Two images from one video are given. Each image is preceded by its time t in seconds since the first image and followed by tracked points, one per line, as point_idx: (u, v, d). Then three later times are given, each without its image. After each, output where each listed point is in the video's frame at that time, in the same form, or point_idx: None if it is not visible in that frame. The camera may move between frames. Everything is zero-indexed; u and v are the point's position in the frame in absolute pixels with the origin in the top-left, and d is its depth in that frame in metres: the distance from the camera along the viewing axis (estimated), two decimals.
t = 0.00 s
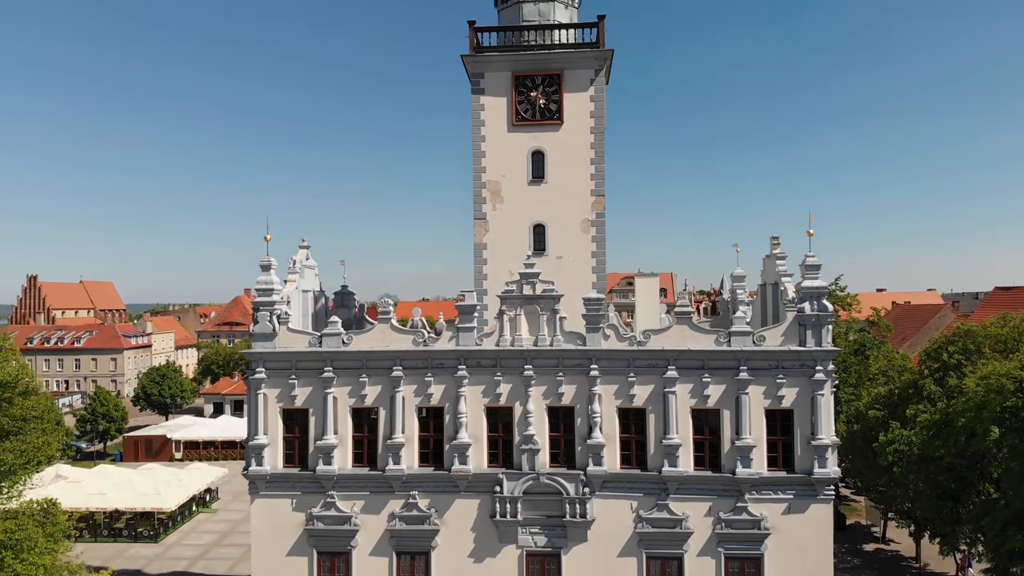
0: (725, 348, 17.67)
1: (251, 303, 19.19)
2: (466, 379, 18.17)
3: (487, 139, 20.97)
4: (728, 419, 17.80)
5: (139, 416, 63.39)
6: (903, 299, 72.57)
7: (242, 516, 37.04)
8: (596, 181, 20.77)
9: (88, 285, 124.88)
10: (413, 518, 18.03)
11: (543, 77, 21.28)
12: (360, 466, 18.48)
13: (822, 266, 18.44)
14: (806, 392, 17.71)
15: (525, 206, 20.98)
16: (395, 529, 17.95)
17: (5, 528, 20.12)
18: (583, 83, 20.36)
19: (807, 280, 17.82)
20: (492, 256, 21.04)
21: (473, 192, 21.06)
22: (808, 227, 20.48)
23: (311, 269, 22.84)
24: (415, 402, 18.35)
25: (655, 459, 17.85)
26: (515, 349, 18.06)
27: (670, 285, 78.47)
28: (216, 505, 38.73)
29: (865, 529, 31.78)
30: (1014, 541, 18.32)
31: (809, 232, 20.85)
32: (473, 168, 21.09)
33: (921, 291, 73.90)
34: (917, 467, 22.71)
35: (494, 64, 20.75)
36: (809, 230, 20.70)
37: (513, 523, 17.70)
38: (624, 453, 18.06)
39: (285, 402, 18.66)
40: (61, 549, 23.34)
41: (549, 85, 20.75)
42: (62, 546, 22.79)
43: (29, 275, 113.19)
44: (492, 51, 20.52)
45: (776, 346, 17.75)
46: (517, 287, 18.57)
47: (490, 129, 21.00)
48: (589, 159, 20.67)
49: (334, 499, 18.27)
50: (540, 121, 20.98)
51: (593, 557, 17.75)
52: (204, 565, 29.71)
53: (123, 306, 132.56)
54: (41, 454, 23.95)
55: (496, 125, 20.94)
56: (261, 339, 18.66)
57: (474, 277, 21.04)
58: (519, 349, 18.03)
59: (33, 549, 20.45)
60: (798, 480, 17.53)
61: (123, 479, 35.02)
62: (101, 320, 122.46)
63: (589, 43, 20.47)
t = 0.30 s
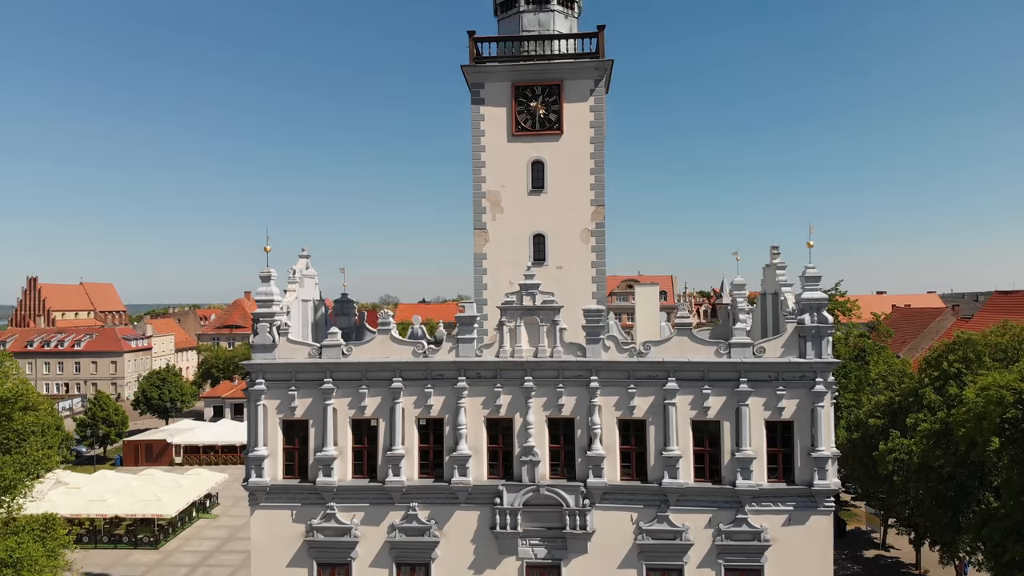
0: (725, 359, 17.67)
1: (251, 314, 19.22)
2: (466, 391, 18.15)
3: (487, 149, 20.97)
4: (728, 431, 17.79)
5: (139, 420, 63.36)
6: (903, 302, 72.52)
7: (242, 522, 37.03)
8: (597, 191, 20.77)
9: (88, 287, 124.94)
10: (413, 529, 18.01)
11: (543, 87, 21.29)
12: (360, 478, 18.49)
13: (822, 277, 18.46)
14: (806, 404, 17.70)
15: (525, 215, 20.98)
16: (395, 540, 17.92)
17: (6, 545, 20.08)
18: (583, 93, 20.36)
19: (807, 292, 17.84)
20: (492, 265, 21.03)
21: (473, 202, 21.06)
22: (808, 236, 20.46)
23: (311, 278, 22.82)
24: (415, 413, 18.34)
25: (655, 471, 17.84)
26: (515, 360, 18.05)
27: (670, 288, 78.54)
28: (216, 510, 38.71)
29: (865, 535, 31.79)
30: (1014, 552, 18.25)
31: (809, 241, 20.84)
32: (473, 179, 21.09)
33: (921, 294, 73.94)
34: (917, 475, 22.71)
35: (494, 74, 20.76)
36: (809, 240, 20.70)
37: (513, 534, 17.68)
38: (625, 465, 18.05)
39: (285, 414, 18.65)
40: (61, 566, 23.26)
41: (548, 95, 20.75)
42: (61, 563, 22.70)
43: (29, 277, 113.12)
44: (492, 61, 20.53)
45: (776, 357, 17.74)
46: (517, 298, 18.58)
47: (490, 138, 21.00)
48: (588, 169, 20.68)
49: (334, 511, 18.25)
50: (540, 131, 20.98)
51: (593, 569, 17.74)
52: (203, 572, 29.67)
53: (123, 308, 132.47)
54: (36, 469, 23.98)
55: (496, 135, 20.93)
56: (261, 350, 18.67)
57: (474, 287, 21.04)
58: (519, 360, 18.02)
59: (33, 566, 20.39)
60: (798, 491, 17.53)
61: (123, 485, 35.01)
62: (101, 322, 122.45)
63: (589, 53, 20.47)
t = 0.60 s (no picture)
0: (725, 371, 17.67)
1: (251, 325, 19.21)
2: (466, 402, 18.14)
3: (487, 159, 20.98)
4: (728, 442, 17.79)
5: (139, 423, 63.33)
6: (903, 306, 72.48)
7: (242, 527, 37.03)
8: (597, 201, 20.77)
9: (88, 288, 125.12)
10: (413, 541, 18.00)
11: (543, 97, 21.29)
12: (360, 489, 18.48)
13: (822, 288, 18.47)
14: (806, 415, 17.71)
15: (525, 225, 20.98)
16: (395, 552, 17.92)
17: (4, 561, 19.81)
18: (583, 103, 20.36)
19: (807, 303, 17.87)
20: (491, 275, 21.04)
21: (473, 212, 21.06)
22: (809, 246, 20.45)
23: (311, 287, 22.80)
24: (415, 424, 18.33)
25: (655, 482, 17.84)
26: (515, 371, 18.02)
27: (670, 290, 78.68)
28: (216, 515, 38.73)
29: (865, 541, 31.80)
30: (1015, 562, 18.19)
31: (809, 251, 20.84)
32: (472, 188, 21.09)
33: (921, 297, 73.91)
34: (917, 484, 22.70)
35: (494, 84, 20.76)
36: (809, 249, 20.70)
37: (513, 546, 17.67)
38: (625, 476, 18.05)
39: (285, 425, 18.65)
40: None
41: (548, 105, 20.75)
42: None
43: (29, 279, 113.20)
44: (492, 71, 20.52)
45: (776, 368, 17.74)
46: (517, 309, 18.58)
47: (490, 148, 20.99)
48: (588, 179, 20.68)
49: (334, 522, 18.25)
50: (540, 141, 20.98)
51: None
52: None
53: (123, 309, 132.47)
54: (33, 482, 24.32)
55: (496, 145, 20.93)
56: (261, 361, 18.65)
57: (474, 297, 21.03)
58: (519, 371, 17.99)
59: None
60: (798, 503, 17.52)
61: (123, 491, 34.96)
62: (101, 323, 122.50)
63: (589, 63, 20.47)
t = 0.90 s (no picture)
0: (726, 382, 17.64)
1: (251, 336, 19.20)
2: (466, 413, 18.11)
3: (487, 169, 20.98)
4: (728, 453, 17.77)
5: (139, 427, 63.29)
6: (903, 309, 72.52)
7: (242, 534, 36.97)
8: (597, 211, 20.75)
9: (88, 290, 125.16)
10: (413, 552, 17.98)
11: (543, 106, 21.28)
12: (360, 500, 18.47)
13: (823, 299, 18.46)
14: (807, 426, 17.70)
15: (525, 235, 20.97)
16: (395, 563, 17.91)
17: None
18: (583, 112, 20.36)
19: (807, 314, 17.87)
20: (492, 285, 21.03)
21: (473, 222, 21.06)
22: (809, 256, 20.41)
23: (311, 296, 22.78)
24: (415, 435, 18.31)
25: (656, 494, 17.82)
26: (515, 382, 17.99)
27: (670, 292, 78.85)
28: (216, 521, 38.69)
29: (865, 547, 31.78)
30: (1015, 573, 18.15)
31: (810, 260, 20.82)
32: (473, 198, 21.09)
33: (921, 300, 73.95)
34: (917, 493, 22.67)
35: (494, 94, 20.76)
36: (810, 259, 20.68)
37: (513, 558, 17.65)
38: (625, 488, 18.03)
39: (285, 436, 18.63)
40: None
41: (548, 115, 20.76)
42: None
43: (28, 281, 113.18)
44: (492, 81, 20.52)
45: (777, 380, 17.72)
46: (517, 320, 18.57)
47: (489, 158, 20.99)
48: (589, 189, 20.68)
49: (334, 533, 18.22)
50: (540, 150, 20.97)
51: None
52: None
53: (123, 311, 132.48)
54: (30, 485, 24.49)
55: (496, 154, 20.93)
56: (261, 372, 18.64)
57: (474, 307, 21.02)
58: (519, 383, 17.96)
59: None
60: (799, 514, 17.51)
61: (123, 498, 34.91)
62: (101, 325, 122.62)
63: (589, 73, 20.46)
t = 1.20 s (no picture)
0: (727, 394, 17.62)
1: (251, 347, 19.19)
2: (466, 424, 18.08)
3: (487, 179, 20.98)
4: (730, 465, 17.74)
5: (139, 430, 63.25)
6: (903, 312, 72.47)
7: (242, 539, 36.94)
8: (597, 220, 20.72)
9: (88, 291, 125.31)
10: (413, 564, 17.97)
11: (543, 116, 21.28)
12: (360, 511, 18.45)
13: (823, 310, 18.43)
14: (808, 437, 17.67)
15: (526, 244, 20.94)
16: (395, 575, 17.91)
17: None
18: (582, 122, 20.34)
19: (808, 326, 17.85)
20: (492, 294, 21.01)
21: (474, 231, 21.06)
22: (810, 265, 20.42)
23: (311, 305, 22.75)
24: (416, 446, 18.28)
25: (658, 505, 17.79)
26: (516, 393, 17.95)
27: (670, 294, 78.77)
28: (216, 527, 38.68)
29: (866, 553, 31.75)
30: None
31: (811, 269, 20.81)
32: (473, 207, 21.06)
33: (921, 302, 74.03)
34: (918, 502, 22.62)
35: (494, 104, 20.76)
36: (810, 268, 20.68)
37: (513, 570, 17.62)
38: (626, 499, 18.03)
39: (285, 447, 18.62)
40: None
41: (549, 125, 20.74)
42: None
43: (29, 282, 113.18)
44: (492, 91, 20.51)
45: (777, 392, 17.68)
46: (518, 331, 18.55)
47: (490, 167, 20.98)
48: (589, 199, 20.66)
49: (334, 545, 18.20)
50: (540, 160, 20.96)
51: None
52: None
53: (123, 313, 132.47)
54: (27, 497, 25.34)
55: (496, 164, 20.95)
56: (261, 383, 18.61)
57: (474, 317, 21.00)
58: (519, 394, 17.93)
59: None
60: (800, 526, 17.48)
61: (123, 503, 34.90)
62: (101, 326, 122.68)
63: (589, 82, 20.43)
